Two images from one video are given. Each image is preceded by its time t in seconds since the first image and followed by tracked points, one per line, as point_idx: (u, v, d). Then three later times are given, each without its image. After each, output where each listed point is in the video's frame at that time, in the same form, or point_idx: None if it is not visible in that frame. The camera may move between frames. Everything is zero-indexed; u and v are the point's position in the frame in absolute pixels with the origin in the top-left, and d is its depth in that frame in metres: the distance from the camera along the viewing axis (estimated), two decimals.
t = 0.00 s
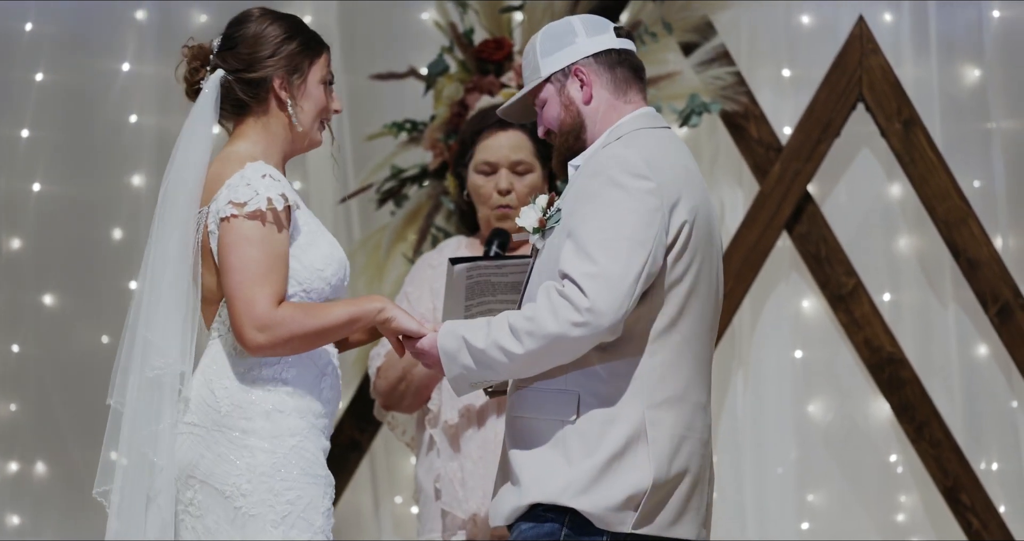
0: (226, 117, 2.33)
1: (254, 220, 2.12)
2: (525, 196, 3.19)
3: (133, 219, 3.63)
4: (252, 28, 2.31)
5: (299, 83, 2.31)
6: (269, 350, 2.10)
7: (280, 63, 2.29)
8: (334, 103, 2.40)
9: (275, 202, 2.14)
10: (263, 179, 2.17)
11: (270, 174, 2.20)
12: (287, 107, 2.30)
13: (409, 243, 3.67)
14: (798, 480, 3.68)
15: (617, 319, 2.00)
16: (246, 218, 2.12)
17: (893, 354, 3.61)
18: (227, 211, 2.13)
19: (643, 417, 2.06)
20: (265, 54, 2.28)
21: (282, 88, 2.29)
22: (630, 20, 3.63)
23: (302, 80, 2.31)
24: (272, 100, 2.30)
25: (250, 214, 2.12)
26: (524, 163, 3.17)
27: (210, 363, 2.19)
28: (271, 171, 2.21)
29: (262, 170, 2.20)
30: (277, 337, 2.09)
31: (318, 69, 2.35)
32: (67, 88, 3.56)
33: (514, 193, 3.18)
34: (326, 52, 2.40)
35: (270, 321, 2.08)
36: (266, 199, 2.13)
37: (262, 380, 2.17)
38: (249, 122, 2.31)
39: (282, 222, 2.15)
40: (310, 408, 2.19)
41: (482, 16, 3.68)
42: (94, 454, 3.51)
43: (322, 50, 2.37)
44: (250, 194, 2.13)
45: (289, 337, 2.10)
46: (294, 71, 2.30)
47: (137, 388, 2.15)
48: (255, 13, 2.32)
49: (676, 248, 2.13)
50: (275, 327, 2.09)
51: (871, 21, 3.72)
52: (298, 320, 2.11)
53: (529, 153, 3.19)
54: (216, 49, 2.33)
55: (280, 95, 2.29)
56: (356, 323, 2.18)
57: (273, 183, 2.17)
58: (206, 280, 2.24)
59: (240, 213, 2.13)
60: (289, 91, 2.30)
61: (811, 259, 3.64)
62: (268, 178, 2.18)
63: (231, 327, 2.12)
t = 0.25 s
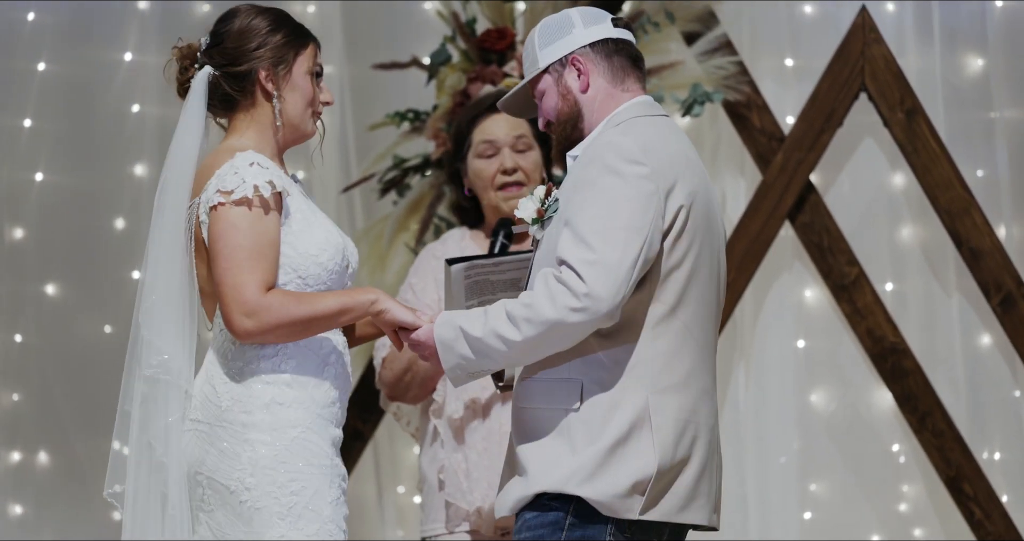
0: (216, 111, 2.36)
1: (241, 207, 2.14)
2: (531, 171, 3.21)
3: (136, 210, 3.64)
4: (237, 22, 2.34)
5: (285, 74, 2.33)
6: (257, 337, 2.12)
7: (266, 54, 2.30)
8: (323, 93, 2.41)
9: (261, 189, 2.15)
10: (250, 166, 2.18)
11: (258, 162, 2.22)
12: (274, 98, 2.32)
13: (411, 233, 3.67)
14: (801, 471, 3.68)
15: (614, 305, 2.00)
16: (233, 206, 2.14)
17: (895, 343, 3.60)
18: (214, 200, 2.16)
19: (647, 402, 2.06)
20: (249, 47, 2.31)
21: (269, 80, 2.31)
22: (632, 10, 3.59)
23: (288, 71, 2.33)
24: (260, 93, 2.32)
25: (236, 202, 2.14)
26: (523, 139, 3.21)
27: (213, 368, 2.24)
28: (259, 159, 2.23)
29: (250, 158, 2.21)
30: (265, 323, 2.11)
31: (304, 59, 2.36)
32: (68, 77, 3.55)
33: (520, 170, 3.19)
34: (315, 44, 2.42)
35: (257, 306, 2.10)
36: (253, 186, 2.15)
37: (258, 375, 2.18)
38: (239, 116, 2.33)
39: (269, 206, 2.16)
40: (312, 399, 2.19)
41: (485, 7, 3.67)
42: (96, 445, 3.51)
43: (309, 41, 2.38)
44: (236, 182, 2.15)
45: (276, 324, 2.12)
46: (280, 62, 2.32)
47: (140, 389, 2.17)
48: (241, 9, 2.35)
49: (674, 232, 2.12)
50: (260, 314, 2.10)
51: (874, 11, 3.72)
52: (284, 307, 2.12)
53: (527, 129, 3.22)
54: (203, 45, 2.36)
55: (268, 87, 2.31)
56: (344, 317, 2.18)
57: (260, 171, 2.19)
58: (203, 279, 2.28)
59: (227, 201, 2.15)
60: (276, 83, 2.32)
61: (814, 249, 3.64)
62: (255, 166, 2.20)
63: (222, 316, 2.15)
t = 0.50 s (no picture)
0: (211, 113, 2.37)
1: (231, 205, 2.15)
2: (526, 164, 3.20)
3: (142, 206, 3.62)
4: (233, 24, 2.33)
5: (281, 78, 2.33)
6: (252, 334, 2.13)
7: (261, 59, 2.31)
8: (317, 95, 2.41)
9: (249, 186, 2.16)
10: (238, 165, 2.19)
11: (247, 160, 2.22)
12: (269, 103, 2.33)
13: (414, 228, 3.67)
14: (803, 466, 3.68)
15: (618, 299, 2.00)
16: (223, 204, 2.15)
17: (897, 339, 3.60)
18: (205, 199, 2.17)
19: (651, 395, 2.06)
20: (245, 51, 2.31)
21: (264, 84, 2.32)
22: (633, 7, 3.59)
23: (283, 74, 2.33)
24: (255, 97, 2.33)
25: (226, 201, 2.15)
26: (517, 132, 3.21)
27: (212, 369, 2.25)
28: (249, 158, 2.23)
29: (239, 157, 2.22)
30: (257, 320, 2.11)
31: (299, 62, 2.36)
32: (70, 71, 3.54)
33: (516, 164, 3.19)
34: (309, 45, 2.42)
35: (248, 303, 2.11)
36: (242, 183, 2.16)
37: (256, 375, 2.18)
38: (234, 118, 2.34)
39: (259, 202, 2.17)
40: (311, 394, 2.20)
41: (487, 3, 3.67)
42: (99, 440, 3.51)
43: (304, 43, 2.38)
44: (225, 180, 2.16)
45: (269, 320, 2.12)
46: (275, 66, 2.32)
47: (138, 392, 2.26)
48: (237, 10, 2.34)
49: (677, 226, 2.11)
50: (252, 311, 2.11)
51: (877, 6, 3.72)
52: (276, 304, 2.13)
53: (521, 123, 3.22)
54: (198, 46, 2.36)
55: (263, 91, 2.32)
56: (337, 313, 2.17)
57: (249, 168, 2.19)
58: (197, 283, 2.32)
59: (217, 200, 2.16)
60: (271, 87, 2.32)
61: (816, 244, 3.64)
62: (244, 164, 2.21)
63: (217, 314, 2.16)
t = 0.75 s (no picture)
0: (213, 113, 2.37)
1: (233, 206, 2.15)
2: (525, 163, 3.20)
3: (143, 201, 3.63)
4: (235, 23, 2.33)
5: (284, 77, 2.32)
6: (251, 333, 2.13)
7: (264, 58, 2.30)
8: (320, 93, 2.41)
9: (252, 187, 2.16)
10: (241, 165, 2.19)
11: (250, 160, 2.22)
12: (272, 102, 2.32)
13: (414, 224, 3.68)
14: (804, 461, 3.68)
15: (615, 302, 2.01)
16: (225, 205, 2.15)
17: (898, 334, 3.60)
18: (206, 200, 2.17)
19: (645, 396, 2.07)
20: (247, 51, 2.30)
21: (268, 83, 2.31)
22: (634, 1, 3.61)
23: (286, 73, 2.32)
24: (258, 96, 2.32)
25: (228, 201, 2.15)
26: (513, 130, 3.20)
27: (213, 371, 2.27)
28: (251, 158, 2.23)
29: (242, 157, 2.22)
30: (256, 320, 2.12)
31: (302, 61, 2.36)
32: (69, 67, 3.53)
33: (516, 164, 3.17)
34: (313, 44, 2.41)
35: (247, 303, 2.11)
36: (244, 185, 2.16)
37: (260, 372, 2.20)
38: (237, 118, 2.33)
39: (262, 202, 2.18)
40: (316, 391, 2.21)
41: None
42: (100, 436, 3.52)
43: (307, 42, 2.38)
44: (227, 181, 2.16)
45: (268, 319, 2.12)
46: (278, 65, 2.31)
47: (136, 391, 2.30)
48: (240, 9, 2.34)
49: (675, 226, 2.11)
50: (251, 311, 2.11)
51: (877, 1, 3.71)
52: (275, 304, 2.12)
53: (515, 124, 3.22)
54: (200, 45, 2.35)
55: (266, 91, 2.31)
56: (338, 309, 2.17)
57: (251, 169, 2.19)
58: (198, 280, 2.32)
59: (219, 200, 2.16)
60: (274, 86, 2.31)
61: (816, 239, 3.63)
62: (247, 164, 2.20)
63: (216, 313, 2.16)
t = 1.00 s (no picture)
0: (230, 107, 2.44)
1: (245, 199, 2.18)
2: (527, 167, 3.16)
3: (140, 195, 3.66)
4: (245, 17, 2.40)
5: (292, 65, 2.37)
6: (255, 327, 2.15)
7: (271, 48, 2.35)
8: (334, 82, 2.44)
9: (264, 182, 2.20)
10: (255, 160, 2.22)
11: (263, 155, 2.26)
12: (281, 91, 2.37)
13: (414, 219, 3.67)
14: (805, 455, 3.69)
15: (608, 305, 2.03)
16: (237, 198, 2.18)
17: (899, 328, 3.59)
18: (219, 193, 2.20)
19: (635, 395, 2.11)
20: (254, 42, 2.36)
21: (275, 73, 2.36)
22: None
23: (294, 62, 2.37)
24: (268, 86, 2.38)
25: (241, 195, 2.18)
26: (518, 136, 3.15)
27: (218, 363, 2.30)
28: (264, 153, 2.27)
29: (256, 152, 2.26)
30: (260, 315, 2.14)
31: (311, 50, 2.40)
32: (71, 61, 3.53)
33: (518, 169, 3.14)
34: (326, 33, 2.45)
35: (251, 298, 2.13)
36: (256, 179, 2.20)
37: (266, 366, 2.22)
38: (249, 110, 2.40)
39: (274, 198, 2.21)
40: (321, 386, 2.24)
41: None
42: (101, 430, 3.55)
43: (317, 31, 2.42)
44: (240, 175, 2.20)
45: (272, 315, 2.15)
46: (285, 54, 2.36)
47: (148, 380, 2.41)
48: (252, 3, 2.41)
49: (666, 226, 2.13)
50: (256, 305, 2.13)
51: None
52: (280, 300, 2.15)
53: (522, 127, 3.17)
54: (215, 42, 2.44)
55: (274, 80, 2.36)
56: (342, 311, 2.19)
57: (264, 164, 2.23)
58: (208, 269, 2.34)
59: (231, 194, 2.20)
60: (282, 75, 2.36)
61: (817, 233, 3.63)
62: (260, 159, 2.24)
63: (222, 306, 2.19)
